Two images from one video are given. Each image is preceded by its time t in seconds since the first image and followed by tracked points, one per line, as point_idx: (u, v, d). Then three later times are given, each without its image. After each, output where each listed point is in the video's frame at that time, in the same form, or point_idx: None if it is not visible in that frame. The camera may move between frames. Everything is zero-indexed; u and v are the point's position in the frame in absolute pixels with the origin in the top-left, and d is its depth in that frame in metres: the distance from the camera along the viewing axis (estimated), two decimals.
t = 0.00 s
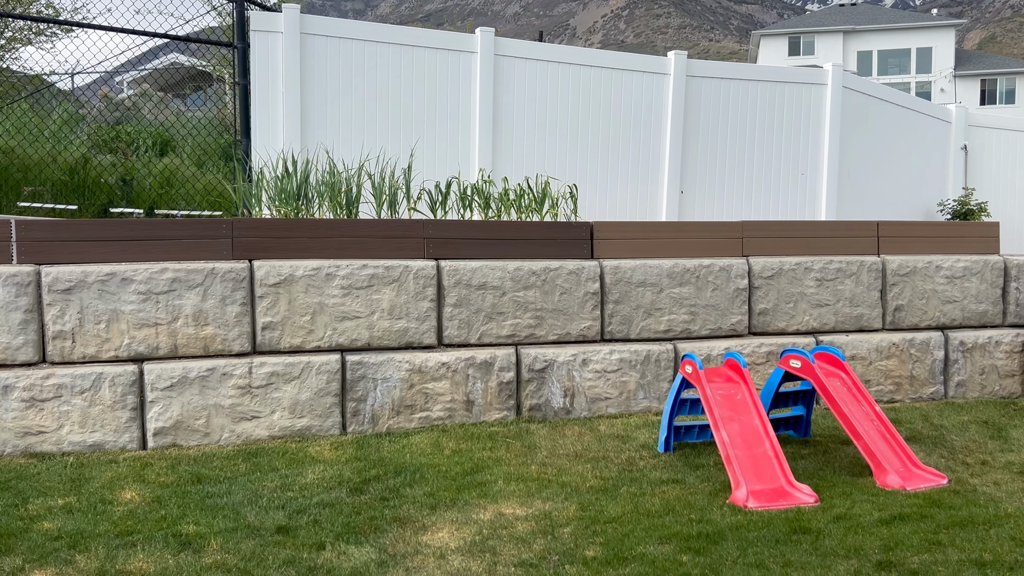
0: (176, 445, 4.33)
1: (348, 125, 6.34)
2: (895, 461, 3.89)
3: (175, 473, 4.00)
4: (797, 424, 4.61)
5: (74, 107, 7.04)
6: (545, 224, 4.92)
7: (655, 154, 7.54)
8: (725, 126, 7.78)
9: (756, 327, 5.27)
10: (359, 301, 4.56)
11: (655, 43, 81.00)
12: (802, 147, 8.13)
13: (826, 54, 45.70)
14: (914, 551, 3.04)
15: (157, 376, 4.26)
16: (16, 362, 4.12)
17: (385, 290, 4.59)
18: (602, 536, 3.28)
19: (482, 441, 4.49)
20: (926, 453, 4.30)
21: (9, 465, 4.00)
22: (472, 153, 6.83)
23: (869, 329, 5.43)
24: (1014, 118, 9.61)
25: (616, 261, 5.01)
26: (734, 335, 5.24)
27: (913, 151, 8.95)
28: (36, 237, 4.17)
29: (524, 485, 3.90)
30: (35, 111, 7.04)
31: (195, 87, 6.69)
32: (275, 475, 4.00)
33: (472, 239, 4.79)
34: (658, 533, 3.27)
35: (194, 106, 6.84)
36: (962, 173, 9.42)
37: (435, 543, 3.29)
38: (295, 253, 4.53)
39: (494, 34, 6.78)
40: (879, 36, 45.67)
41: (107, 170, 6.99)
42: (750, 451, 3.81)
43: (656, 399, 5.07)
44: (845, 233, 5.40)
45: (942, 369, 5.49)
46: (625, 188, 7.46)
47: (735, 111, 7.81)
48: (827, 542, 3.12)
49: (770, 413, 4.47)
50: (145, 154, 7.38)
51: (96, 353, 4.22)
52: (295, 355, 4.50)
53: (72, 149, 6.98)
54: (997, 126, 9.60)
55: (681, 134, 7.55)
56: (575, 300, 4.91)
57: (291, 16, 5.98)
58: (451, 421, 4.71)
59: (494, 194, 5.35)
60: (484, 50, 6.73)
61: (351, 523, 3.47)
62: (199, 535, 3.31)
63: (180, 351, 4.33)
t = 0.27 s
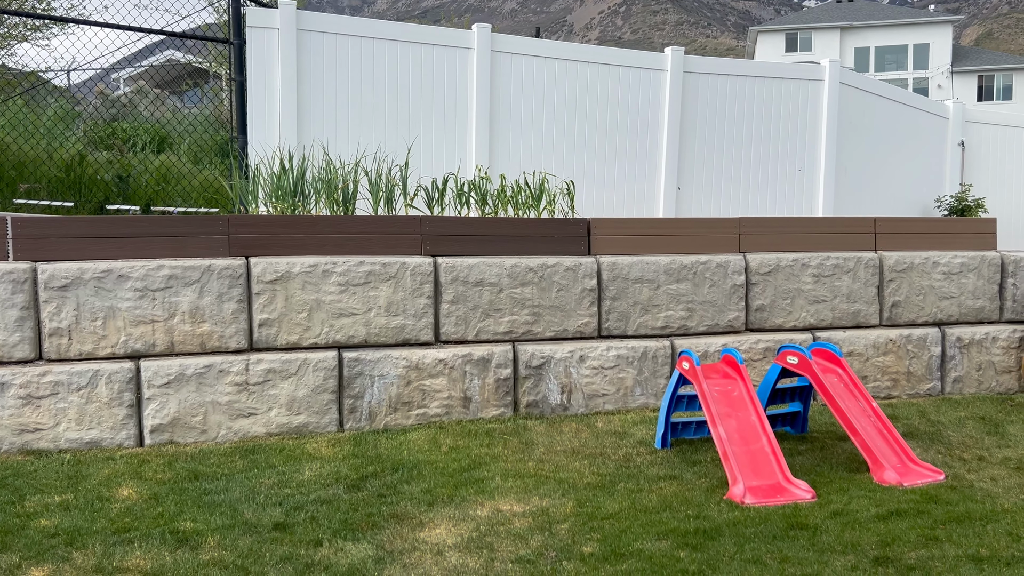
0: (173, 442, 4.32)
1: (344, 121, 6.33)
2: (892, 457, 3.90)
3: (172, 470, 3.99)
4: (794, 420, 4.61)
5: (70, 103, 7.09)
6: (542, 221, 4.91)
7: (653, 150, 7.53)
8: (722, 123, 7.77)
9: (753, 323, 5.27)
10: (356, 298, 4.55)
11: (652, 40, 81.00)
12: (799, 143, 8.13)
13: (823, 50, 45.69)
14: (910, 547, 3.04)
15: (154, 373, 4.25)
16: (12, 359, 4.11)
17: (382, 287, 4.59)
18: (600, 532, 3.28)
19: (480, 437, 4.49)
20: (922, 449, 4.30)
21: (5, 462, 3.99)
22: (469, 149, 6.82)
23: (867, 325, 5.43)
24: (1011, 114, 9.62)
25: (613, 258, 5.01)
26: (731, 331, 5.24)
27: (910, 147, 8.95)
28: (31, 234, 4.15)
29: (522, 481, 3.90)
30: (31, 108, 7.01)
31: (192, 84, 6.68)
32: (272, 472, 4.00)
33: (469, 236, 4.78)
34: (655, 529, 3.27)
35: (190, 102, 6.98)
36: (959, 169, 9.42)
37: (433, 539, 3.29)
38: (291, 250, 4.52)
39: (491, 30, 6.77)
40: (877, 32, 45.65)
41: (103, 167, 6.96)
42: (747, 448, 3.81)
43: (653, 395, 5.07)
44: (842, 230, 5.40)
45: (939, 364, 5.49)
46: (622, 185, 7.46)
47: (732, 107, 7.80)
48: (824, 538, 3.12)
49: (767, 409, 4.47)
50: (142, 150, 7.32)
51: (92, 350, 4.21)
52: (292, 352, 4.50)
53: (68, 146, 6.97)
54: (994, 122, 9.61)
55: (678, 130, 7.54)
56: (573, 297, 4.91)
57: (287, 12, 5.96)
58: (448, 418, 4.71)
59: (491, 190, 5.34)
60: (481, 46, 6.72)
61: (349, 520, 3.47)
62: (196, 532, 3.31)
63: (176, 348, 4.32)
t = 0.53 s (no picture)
0: (174, 439, 4.32)
1: (345, 117, 6.32)
2: (894, 452, 3.90)
3: (173, 467, 3.99)
4: (796, 416, 4.61)
5: (69, 101, 7.03)
6: (543, 217, 4.91)
7: (653, 147, 7.52)
8: (723, 119, 7.77)
9: (754, 319, 5.27)
10: (357, 295, 4.55)
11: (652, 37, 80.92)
12: (800, 139, 8.12)
13: (823, 47, 45.65)
14: (913, 542, 3.04)
15: (155, 370, 4.25)
16: (13, 357, 4.11)
17: (382, 284, 4.58)
18: (602, 528, 3.28)
19: (481, 434, 4.49)
20: (924, 445, 4.30)
21: (6, 460, 3.99)
22: (469, 146, 6.81)
23: (868, 321, 5.43)
24: (1012, 110, 9.61)
25: (614, 255, 5.00)
26: (732, 328, 5.24)
27: (911, 143, 8.94)
28: (32, 231, 4.15)
29: (523, 478, 3.90)
30: (31, 105, 6.98)
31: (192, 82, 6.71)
32: (273, 469, 4.00)
33: (470, 232, 4.78)
34: (657, 525, 3.27)
35: (191, 100, 6.95)
36: (959, 165, 9.41)
37: (434, 535, 3.29)
38: (293, 247, 4.51)
39: (491, 27, 6.76)
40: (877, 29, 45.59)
41: (103, 163, 6.94)
42: (749, 443, 3.81)
43: (655, 392, 5.07)
44: (842, 226, 5.40)
45: (940, 361, 5.49)
46: (623, 181, 7.45)
47: (733, 103, 7.80)
48: (826, 534, 3.12)
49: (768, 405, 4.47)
50: (143, 147, 7.34)
51: (93, 347, 4.21)
52: (293, 349, 4.49)
53: (67, 144, 6.99)
54: (995, 118, 9.60)
55: (679, 126, 7.53)
56: (574, 293, 4.90)
57: (287, 8, 5.95)
58: (449, 415, 4.71)
59: (492, 186, 5.33)
60: (481, 42, 6.71)
61: (350, 516, 3.47)
62: (198, 529, 3.30)
63: (177, 345, 4.32)
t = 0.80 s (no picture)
0: (175, 437, 4.33)
1: (345, 115, 6.32)
2: (894, 449, 3.90)
3: (174, 466, 3.99)
4: (796, 413, 4.61)
5: (68, 99, 7.00)
6: (544, 214, 4.90)
7: (654, 144, 7.52)
8: (723, 116, 7.76)
9: (754, 317, 5.26)
10: (358, 293, 4.55)
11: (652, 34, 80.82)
12: (800, 136, 8.11)
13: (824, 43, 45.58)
14: (913, 539, 3.04)
15: (156, 369, 4.25)
16: (14, 356, 4.11)
17: (383, 282, 4.58)
18: (602, 525, 3.28)
19: (481, 432, 4.49)
20: (925, 441, 4.30)
21: (8, 458, 3.99)
22: (470, 143, 6.81)
23: (868, 318, 5.42)
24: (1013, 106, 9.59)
25: (615, 252, 5.00)
26: (732, 325, 5.24)
27: (912, 140, 8.93)
28: (32, 230, 4.15)
29: (524, 475, 3.90)
30: (31, 103, 6.98)
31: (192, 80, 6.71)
32: (274, 467, 4.00)
33: (470, 230, 4.77)
34: (658, 522, 3.27)
35: (190, 98, 6.71)
36: (960, 161, 9.40)
37: (435, 533, 3.29)
38: (293, 245, 4.52)
39: (491, 24, 6.75)
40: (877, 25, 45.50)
41: (103, 162, 7.01)
42: (749, 441, 3.81)
43: (655, 389, 5.07)
44: (843, 222, 5.39)
45: (940, 357, 5.49)
46: (623, 179, 7.44)
47: (733, 100, 7.79)
48: (827, 531, 3.12)
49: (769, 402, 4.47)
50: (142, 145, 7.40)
51: (94, 346, 4.21)
52: (294, 347, 4.50)
53: (67, 142, 7.07)
54: (995, 114, 9.59)
55: (679, 123, 7.52)
56: (574, 291, 4.90)
57: (287, 6, 5.94)
58: (450, 412, 4.71)
59: (492, 184, 5.32)
60: (481, 40, 6.70)
61: (351, 514, 3.47)
62: (199, 527, 3.31)
63: (178, 343, 4.32)
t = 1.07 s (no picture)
0: (176, 438, 4.33)
1: (345, 116, 6.32)
2: (894, 449, 3.90)
3: (175, 467, 4.00)
4: (796, 413, 4.61)
5: (69, 100, 7.03)
6: (543, 215, 4.91)
7: (653, 143, 7.52)
8: (723, 115, 7.76)
9: (754, 316, 5.27)
10: (358, 294, 4.55)
11: (652, 33, 80.81)
12: (800, 135, 8.11)
13: (824, 42, 45.54)
14: (913, 539, 3.04)
15: (156, 370, 4.26)
16: (14, 357, 4.12)
17: (383, 282, 4.59)
18: (602, 526, 3.29)
19: (482, 432, 4.49)
20: (925, 441, 4.30)
21: (9, 460, 4.00)
22: (469, 143, 6.81)
23: (868, 317, 5.43)
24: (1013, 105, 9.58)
25: (614, 252, 5.00)
26: (732, 325, 5.24)
27: (912, 138, 8.93)
28: (33, 232, 4.16)
29: (524, 475, 3.91)
30: (31, 105, 7.00)
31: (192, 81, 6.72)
32: (275, 468, 4.01)
33: (470, 231, 4.78)
34: (657, 522, 3.28)
35: (191, 99, 6.80)
36: (960, 160, 9.39)
37: (435, 534, 3.30)
38: (293, 246, 4.52)
39: (490, 24, 6.75)
40: (877, 23, 45.45)
41: (104, 164, 6.99)
42: (749, 440, 3.81)
43: (655, 389, 5.07)
44: (843, 222, 5.39)
45: (941, 356, 5.49)
46: (623, 179, 7.44)
47: (732, 99, 7.79)
48: (826, 531, 3.13)
49: (769, 402, 4.47)
50: (142, 147, 7.29)
51: (94, 347, 4.22)
52: (294, 348, 4.50)
53: (68, 143, 7.00)
54: (995, 113, 9.58)
55: (679, 123, 7.52)
56: (574, 291, 4.91)
57: (286, 7, 5.95)
58: (450, 413, 4.72)
59: (492, 184, 5.32)
60: (481, 41, 6.71)
61: (351, 515, 3.48)
62: (199, 528, 3.31)
63: (178, 344, 4.33)
